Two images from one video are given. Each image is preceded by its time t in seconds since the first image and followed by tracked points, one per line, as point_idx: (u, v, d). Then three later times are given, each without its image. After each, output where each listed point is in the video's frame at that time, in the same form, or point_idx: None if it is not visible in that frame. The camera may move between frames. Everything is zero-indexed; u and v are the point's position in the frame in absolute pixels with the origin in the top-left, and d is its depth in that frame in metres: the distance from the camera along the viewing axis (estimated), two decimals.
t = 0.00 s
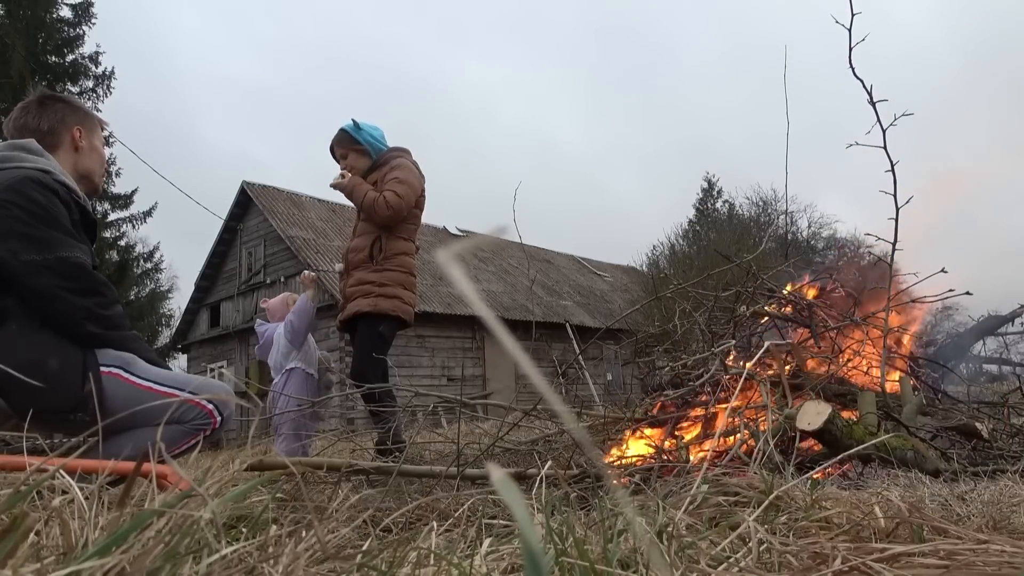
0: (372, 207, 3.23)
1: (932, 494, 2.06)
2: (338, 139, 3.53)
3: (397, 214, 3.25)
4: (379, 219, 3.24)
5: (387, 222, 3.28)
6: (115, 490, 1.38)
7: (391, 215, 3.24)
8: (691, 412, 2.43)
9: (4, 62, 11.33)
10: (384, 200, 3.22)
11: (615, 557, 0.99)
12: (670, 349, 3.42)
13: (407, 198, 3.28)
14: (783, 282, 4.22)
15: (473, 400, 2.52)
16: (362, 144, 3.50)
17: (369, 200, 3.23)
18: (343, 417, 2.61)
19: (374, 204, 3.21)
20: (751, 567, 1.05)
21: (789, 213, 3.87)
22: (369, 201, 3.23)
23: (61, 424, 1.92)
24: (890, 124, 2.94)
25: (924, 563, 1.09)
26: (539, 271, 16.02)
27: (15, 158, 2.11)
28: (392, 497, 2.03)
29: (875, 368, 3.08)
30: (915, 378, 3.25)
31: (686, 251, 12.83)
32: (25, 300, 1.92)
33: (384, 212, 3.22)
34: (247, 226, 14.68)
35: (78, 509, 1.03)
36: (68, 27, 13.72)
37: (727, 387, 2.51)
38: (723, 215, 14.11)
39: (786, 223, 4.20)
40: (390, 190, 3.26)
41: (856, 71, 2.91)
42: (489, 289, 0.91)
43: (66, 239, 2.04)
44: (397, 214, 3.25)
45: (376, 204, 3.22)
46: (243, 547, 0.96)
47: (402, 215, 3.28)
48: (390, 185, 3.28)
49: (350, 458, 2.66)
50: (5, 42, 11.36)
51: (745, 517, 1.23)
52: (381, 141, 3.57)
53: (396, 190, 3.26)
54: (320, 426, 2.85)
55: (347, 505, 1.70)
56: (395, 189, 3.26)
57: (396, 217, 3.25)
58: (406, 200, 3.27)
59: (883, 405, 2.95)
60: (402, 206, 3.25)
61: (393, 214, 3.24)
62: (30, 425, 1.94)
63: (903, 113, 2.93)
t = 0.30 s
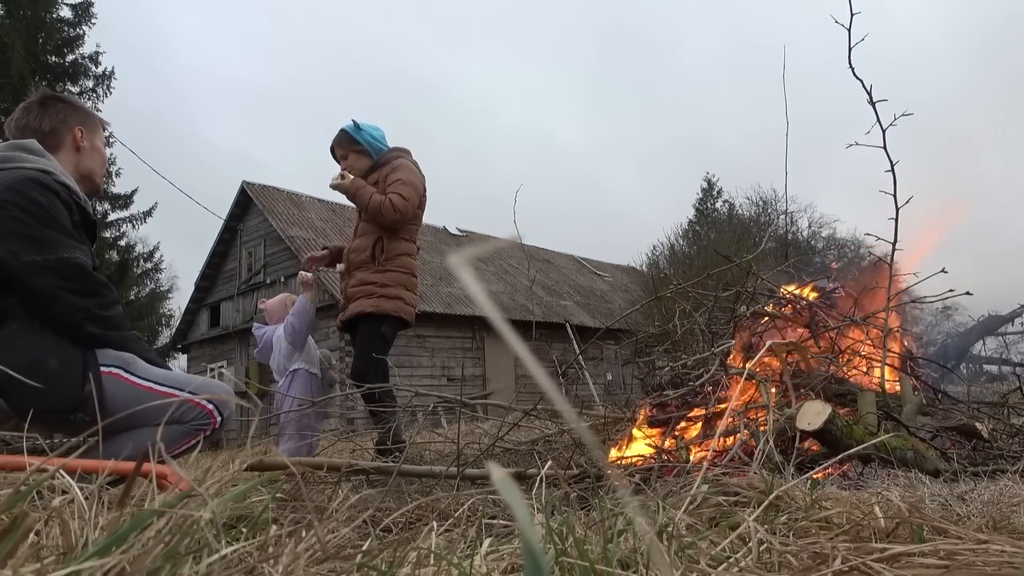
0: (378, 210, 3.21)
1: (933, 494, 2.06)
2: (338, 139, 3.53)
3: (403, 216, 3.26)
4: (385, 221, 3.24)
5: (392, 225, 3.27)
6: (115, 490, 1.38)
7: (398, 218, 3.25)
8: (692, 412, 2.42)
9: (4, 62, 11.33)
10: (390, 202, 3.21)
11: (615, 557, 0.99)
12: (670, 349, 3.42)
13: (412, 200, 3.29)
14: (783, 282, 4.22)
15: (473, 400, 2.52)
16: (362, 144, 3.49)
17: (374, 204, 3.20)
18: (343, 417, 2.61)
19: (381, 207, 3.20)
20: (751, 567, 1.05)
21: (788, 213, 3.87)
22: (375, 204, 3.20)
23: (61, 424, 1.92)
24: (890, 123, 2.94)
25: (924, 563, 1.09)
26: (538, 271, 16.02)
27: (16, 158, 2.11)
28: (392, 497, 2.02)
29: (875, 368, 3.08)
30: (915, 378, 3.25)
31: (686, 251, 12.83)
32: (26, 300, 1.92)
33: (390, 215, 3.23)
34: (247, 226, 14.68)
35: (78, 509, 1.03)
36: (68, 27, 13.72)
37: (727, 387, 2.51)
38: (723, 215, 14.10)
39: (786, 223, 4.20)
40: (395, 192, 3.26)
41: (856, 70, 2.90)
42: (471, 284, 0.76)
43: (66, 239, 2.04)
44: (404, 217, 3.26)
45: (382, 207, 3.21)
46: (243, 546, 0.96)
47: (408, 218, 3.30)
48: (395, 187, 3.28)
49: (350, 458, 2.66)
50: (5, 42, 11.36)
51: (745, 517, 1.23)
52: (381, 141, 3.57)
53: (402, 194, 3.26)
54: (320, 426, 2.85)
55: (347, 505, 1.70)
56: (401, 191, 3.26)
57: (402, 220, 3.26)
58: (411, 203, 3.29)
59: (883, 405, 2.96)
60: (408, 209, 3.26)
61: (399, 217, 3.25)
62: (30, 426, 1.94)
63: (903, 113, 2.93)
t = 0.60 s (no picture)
0: (382, 210, 3.21)
1: (933, 494, 2.06)
2: (339, 140, 3.52)
3: (406, 216, 3.26)
4: (388, 221, 3.24)
5: (395, 224, 3.27)
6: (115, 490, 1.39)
7: (401, 218, 3.25)
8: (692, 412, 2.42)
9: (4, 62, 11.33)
10: (393, 202, 3.22)
11: (615, 557, 0.99)
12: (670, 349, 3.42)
13: (415, 200, 3.30)
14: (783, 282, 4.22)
15: (473, 400, 2.52)
16: (363, 145, 3.49)
17: (377, 203, 3.20)
18: (343, 417, 2.60)
19: (384, 207, 3.20)
20: (751, 567, 1.05)
21: (788, 213, 3.87)
22: (378, 204, 3.20)
23: (61, 424, 1.92)
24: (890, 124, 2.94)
25: (924, 563, 1.09)
26: (538, 271, 16.02)
27: (17, 158, 2.11)
28: (392, 497, 2.02)
29: (875, 368, 3.08)
30: (915, 378, 3.25)
31: (686, 251, 12.83)
32: (26, 300, 1.92)
33: (393, 215, 3.23)
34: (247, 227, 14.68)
35: (78, 509, 1.03)
36: (68, 27, 13.72)
37: (727, 387, 2.51)
38: (723, 215, 14.11)
39: (786, 223, 4.20)
40: (398, 192, 3.26)
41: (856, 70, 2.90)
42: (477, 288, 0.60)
43: (66, 240, 2.04)
44: (407, 217, 3.27)
45: (385, 206, 3.21)
46: (243, 547, 0.96)
47: (411, 218, 3.30)
48: (398, 187, 3.29)
49: (350, 458, 2.66)
50: (5, 42, 11.36)
51: (745, 517, 1.23)
52: (381, 141, 3.56)
53: (405, 194, 3.26)
54: (320, 426, 2.85)
55: (347, 505, 1.70)
56: (404, 191, 3.27)
57: (405, 220, 3.27)
58: (414, 202, 3.30)
59: (883, 405, 2.96)
60: (411, 208, 3.27)
61: (403, 217, 3.26)
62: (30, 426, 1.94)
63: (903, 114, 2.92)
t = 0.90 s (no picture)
0: (386, 210, 3.21)
1: (933, 494, 2.06)
2: (339, 141, 3.52)
3: (411, 216, 3.27)
4: (392, 222, 3.24)
5: (399, 224, 3.27)
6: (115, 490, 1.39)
7: (406, 218, 3.26)
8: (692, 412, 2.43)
9: (4, 62, 11.33)
10: (397, 202, 3.21)
11: (615, 557, 0.99)
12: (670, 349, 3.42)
13: (418, 200, 3.31)
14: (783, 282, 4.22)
15: (473, 400, 2.52)
16: (363, 144, 3.48)
17: (382, 204, 3.20)
18: (343, 417, 2.60)
19: (389, 208, 3.20)
20: (751, 567, 1.05)
21: (788, 213, 3.87)
22: (383, 204, 3.20)
23: (61, 424, 1.92)
24: (889, 124, 2.94)
25: (924, 563, 1.09)
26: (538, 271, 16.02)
27: (18, 158, 2.11)
28: (392, 497, 2.02)
29: (875, 368, 3.08)
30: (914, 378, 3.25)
31: (686, 251, 12.84)
32: (26, 301, 1.92)
33: (398, 215, 3.23)
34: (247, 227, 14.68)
35: (78, 509, 1.03)
36: (68, 27, 13.72)
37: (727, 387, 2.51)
38: (723, 216, 14.11)
39: (786, 223, 4.20)
40: (402, 192, 3.27)
41: (856, 70, 2.90)
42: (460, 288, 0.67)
43: (67, 240, 2.03)
44: (412, 217, 3.27)
45: (390, 207, 3.20)
46: (243, 547, 0.96)
47: (414, 218, 3.30)
48: (402, 187, 3.29)
49: (350, 458, 2.66)
50: (5, 42, 11.37)
51: (745, 517, 1.23)
52: (381, 141, 3.56)
53: (409, 194, 3.27)
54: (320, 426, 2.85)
55: (347, 505, 1.70)
56: (408, 192, 3.27)
57: (409, 220, 3.27)
58: (418, 203, 3.31)
59: (883, 405, 2.96)
60: (415, 209, 3.27)
61: (407, 217, 3.26)
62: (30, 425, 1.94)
63: (903, 113, 2.93)
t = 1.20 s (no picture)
0: (391, 210, 3.22)
1: (933, 494, 2.06)
2: (338, 140, 3.51)
3: (416, 216, 3.29)
4: (397, 222, 3.25)
5: (404, 224, 3.28)
6: (115, 490, 1.39)
7: (411, 218, 3.27)
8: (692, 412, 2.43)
9: (4, 62, 11.33)
10: (403, 203, 3.23)
11: (615, 557, 0.99)
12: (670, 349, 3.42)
13: (423, 200, 3.33)
14: (783, 281, 4.22)
15: (473, 400, 2.52)
16: (363, 144, 3.48)
17: (387, 204, 3.21)
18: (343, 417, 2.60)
19: (394, 208, 3.21)
20: (751, 567, 1.05)
21: (788, 213, 3.86)
22: (388, 205, 3.21)
23: (61, 424, 1.92)
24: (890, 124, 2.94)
25: (924, 563, 1.09)
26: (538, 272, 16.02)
27: (17, 158, 2.11)
28: (392, 497, 2.02)
29: (874, 368, 3.08)
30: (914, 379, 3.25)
31: (686, 251, 12.84)
32: (26, 300, 1.92)
33: (403, 215, 3.24)
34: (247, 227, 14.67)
35: (78, 508, 1.03)
36: (68, 27, 13.72)
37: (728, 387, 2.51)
38: (723, 215, 14.11)
39: (786, 223, 4.20)
40: (407, 192, 3.28)
41: (857, 70, 2.90)
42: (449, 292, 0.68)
43: (66, 240, 2.03)
44: (416, 217, 3.29)
45: (395, 207, 3.22)
46: (243, 547, 0.96)
47: (419, 218, 3.32)
48: (406, 187, 3.30)
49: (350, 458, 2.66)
50: (5, 42, 11.36)
51: (745, 517, 1.23)
52: (381, 141, 3.56)
53: (413, 194, 3.28)
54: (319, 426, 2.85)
55: (347, 505, 1.70)
56: (412, 192, 3.28)
57: (414, 220, 3.29)
58: (421, 203, 3.32)
59: (883, 405, 2.96)
60: (420, 209, 3.30)
61: (412, 217, 3.28)
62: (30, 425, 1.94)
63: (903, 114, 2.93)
